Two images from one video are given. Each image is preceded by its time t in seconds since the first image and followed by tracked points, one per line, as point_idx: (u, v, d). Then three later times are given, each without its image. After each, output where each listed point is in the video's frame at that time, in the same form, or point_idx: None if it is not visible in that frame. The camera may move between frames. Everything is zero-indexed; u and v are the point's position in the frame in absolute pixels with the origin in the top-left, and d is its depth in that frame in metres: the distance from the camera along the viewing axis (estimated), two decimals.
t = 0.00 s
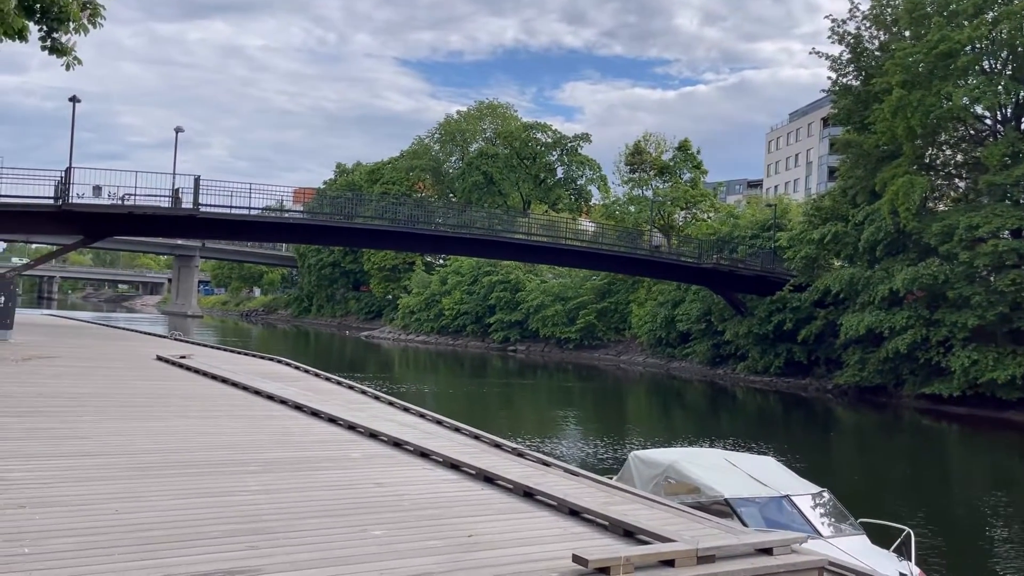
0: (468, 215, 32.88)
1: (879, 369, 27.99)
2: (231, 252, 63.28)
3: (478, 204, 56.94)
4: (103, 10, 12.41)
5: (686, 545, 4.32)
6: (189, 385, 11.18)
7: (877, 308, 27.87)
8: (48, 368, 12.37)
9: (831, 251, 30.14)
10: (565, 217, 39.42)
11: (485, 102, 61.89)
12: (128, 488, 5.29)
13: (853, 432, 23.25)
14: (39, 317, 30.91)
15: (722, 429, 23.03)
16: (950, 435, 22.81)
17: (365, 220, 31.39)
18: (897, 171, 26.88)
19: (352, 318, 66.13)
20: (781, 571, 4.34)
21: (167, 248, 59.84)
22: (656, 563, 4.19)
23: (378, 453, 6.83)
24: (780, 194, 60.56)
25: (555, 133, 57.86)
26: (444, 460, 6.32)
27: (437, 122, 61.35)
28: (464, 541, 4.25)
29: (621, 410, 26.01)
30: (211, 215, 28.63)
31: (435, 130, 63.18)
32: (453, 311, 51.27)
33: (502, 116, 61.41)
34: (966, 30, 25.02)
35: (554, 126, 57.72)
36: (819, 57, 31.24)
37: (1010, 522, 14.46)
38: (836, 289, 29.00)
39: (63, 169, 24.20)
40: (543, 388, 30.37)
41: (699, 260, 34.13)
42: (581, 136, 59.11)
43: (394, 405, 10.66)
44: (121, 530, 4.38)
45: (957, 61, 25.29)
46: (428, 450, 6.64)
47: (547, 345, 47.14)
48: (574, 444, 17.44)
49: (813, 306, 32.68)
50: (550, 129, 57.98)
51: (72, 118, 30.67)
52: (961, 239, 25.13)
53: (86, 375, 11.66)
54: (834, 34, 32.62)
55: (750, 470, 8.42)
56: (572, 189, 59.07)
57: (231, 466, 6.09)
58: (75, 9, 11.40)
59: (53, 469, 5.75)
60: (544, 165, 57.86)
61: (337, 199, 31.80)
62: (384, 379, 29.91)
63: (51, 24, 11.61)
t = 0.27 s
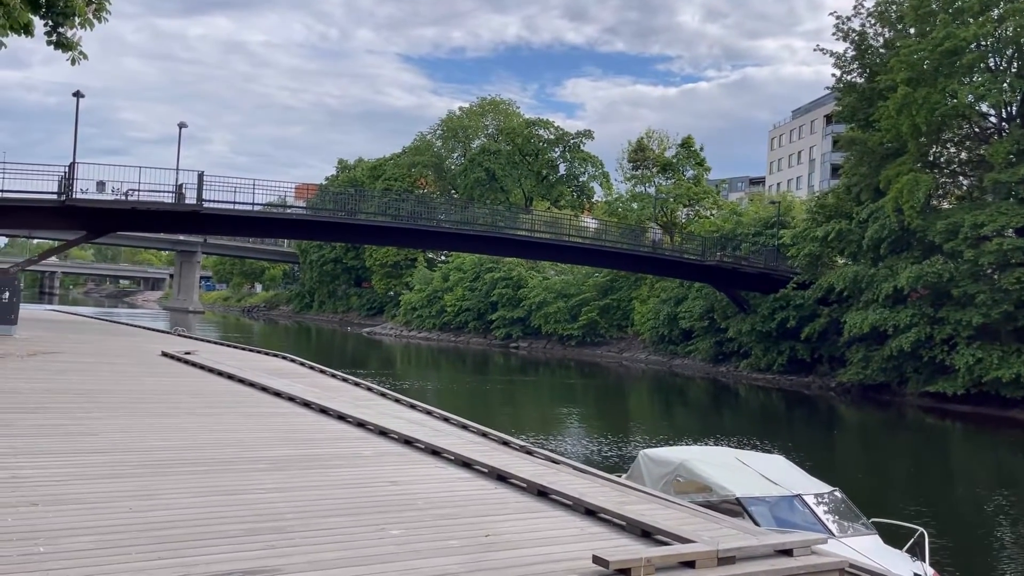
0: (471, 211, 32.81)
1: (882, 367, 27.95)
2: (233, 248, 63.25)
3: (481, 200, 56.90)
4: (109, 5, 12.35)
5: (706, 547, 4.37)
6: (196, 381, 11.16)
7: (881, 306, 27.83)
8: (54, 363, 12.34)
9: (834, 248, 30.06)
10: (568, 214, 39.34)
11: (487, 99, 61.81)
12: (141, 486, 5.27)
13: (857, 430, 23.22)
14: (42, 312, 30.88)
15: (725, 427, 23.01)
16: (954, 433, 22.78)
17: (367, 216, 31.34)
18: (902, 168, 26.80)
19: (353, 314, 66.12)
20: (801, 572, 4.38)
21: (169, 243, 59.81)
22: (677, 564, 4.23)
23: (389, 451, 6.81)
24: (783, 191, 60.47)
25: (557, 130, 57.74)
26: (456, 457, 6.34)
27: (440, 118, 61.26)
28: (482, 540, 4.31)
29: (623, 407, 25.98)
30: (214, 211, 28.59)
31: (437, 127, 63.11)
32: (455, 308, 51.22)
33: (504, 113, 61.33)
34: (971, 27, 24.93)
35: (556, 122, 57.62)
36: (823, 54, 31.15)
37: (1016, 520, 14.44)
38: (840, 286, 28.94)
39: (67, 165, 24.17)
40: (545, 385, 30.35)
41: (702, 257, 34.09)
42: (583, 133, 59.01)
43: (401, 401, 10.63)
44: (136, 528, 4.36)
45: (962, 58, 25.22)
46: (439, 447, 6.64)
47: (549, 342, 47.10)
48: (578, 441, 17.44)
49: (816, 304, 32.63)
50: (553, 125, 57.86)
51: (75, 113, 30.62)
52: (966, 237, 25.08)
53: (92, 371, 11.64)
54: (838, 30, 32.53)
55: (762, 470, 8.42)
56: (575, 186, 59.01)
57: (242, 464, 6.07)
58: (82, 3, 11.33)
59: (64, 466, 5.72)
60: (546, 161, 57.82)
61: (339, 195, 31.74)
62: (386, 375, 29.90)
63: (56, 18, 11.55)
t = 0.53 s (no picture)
0: (471, 209, 32.76)
1: (883, 366, 27.93)
2: (232, 245, 63.10)
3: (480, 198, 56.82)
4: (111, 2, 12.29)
5: (722, 549, 4.52)
6: (199, 379, 11.14)
7: (881, 305, 27.82)
8: (55, 361, 12.30)
9: (835, 247, 30.02)
10: (568, 211, 39.26)
11: (487, 96, 61.72)
12: (149, 485, 5.24)
13: (857, 429, 23.22)
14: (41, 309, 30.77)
15: (725, 425, 22.98)
16: (954, 432, 22.78)
17: (367, 213, 31.25)
18: (903, 167, 26.75)
19: (352, 311, 66.04)
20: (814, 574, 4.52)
21: (168, 240, 59.69)
22: (693, 566, 4.38)
23: (397, 450, 6.84)
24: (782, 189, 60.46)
25: (557, 127, 57.62)
26: (464, 457, 6.48)
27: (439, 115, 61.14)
28: (496, 543, 4.46)
29: (623, 405, 25.93)
30: (214, 208, 28.52)
31: (437, 124, 62.99)
32: (455, 305, 51.14)
33: (504, 110, 61.24)
34: (973, 26, 24.90)
35: (556, 119, 57.49)
36: (824, 52, 31.08)
37: (1017, 518, 14.47)
38: (840, 285, 28.92)
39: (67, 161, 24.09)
40: (545, 383, 30.29)
41: (703, 255, 34.04)
42: (583, 130, 58.90)
43: (404, 399, 10.64)
44: (146, 529, 4.34)
45: (964, 57, 25.19)
46: (447, 447, 6.72)
47: (548, 340, 47.05)
48: (578, 440, 17.42)
49: (817, 302, 32.60)
50: (552, 123, 57.74)
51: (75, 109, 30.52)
52: (967, 236, 25.07)
53: (94, 368, 11.60)
54: (839, 28, 32.46)
55: (769, 470, 8.45)
56: (574, 183, 58.95)
57: (250, 463, 6.05)
58: None
59: (71, 466, 5.68)
60: (545, 159, 57.76)
61: (339, 192, 31.65)
62: (385, 372, 29.84)
63: (58, 14, 11.48)
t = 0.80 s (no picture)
0: (468, 209, 32.73)
1: (881, 365, 27.97)
2: (229, 245, 63.02)
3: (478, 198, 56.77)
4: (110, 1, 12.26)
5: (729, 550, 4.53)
6: (198, 379, 11.11)
7: (879, 305, 27.85)
8: (54, 361, 12.27)
9: (832, 247, 30.02)
10: (565, 212, 39.25)
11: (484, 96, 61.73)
12: (152, 487, 5.22)
13: (854, 428, 23.23)
14: (38, 309, 30.72)
15: (723, 425, 22.99)
16: (952, 432, 22.81)
17: (364, 213, 31.18)
18: (901, 167, 26.77)
19: (350, 311, 66.00)
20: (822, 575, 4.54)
21: (165, 240, 59.60)
22: (700, 568, 4.39)
23: (399, 451, 6.85)
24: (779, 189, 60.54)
25: (554, 127, 57.58)
26: (467, 457, 6.48)
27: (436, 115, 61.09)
28: (502, 544, 4.46)
29: (621, 405, 25.92)
30: (212, 208, 28.48)
31: (434, 124, 62.96)
32: (452, 305, 51.10)
33: (501, 110, 61.25)
34: (971, 26, 24.94)
35: (553, 119, 57.43)
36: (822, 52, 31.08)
37: (1016, 518, 14.49)
38: (838, 285, 28.94)
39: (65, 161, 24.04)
40: (543, 383, 30.29)
41: (701, 255, 34.05)
42: (580, 130, 58.85)
43: (403, 399, 10.65)
44: (150, 531, 4.32)
45: (962, 56, 25.20)
46: (449, 447, 6.73)
47: (546, 340, 47.04)
48: (577, 440, 17.41)
49: (814, 302, 32.65)
50: (550, 123, 57.68)
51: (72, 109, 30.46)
52: (964, 236, 25.11)
53: (93, 369, 11.57)
54: (837, 28, 32.48)
55: (771, 470, 8.46)
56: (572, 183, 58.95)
57: (253, 464, 6.04)
58: None
59: (73, 467, 5.66)
60: (543, 159, 57.73)
61: (336, 191, 31.59)
62: (383, 372, 29.82)
63: (57, 13, 11.45)
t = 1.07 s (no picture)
0: (465, 210, 32.71)
1: (877, 365, 28.01)
2: (225, 246, 62.90)
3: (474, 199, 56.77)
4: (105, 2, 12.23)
5: (733, 551, 4.51)
6: (196, 381, 11.07)
7: (875, 305, 27.89)
8: (51, 363, 12.22)
9: (829, 247, 30.08)
10: (562, 212, 39.25)
11: (480, 97, 61.79)
12: (152, 489, 5.20)
13: (851, 428, 23.24)
14: (35, 310, 30.66)
15: (721, 425, 23.01)
16: (948, 431, 22.84)
17: (361, 214, 31.13)
18: (897, 167, 26.82)
19: (346, 312, 65.96)
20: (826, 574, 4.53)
21: (160, 241, 59.52)
22: (704, 569, 4.38)
23: (400, 452, 6.83)
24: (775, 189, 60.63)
25: (550, 128, 57.60)
26: (467, 459, 6.46)
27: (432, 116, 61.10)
28: (506, 545, 4.45)
29: (618, 406, 25.92)
30: (209, 209, 28.43)
31: (430, 125, 62.95)
32: (449, 306, 51.07)
33: (497, 111, 61.27)
34: (966, 26, 25.01)
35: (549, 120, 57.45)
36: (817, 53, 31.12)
37: (1014, 517, 14.49)
38: (834, 285, 28.98)
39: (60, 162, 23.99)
40: (540, 384, 30.29)
41: (697, 255, 34.06)
42: (576, 131, 58.86)
43: (402, 400, 10.62)
44: (149, 533, 4.29)
45: (957, 56, 25.25)
46: (449, 449, 6.71)
47: (543, 341, 47.04)
48: (575, 440, 17.38)
49: (811, 303, 32.70)
50: (546, 124, 57.70)
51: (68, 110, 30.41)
52: (961, 236, 25.16)
53: (91, 371, 11.52)
54: (832, 29, 32.54)
55: (771, 470, 8.46)
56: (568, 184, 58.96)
57: (253, 466, 6.01)
58: None
59: (72, 470, 5.63)
60: (539, 160, 57.72)
61: (332, 193, 31.54)
62: (380, 374, 29.76)
63: (53, 14, 11.42)
